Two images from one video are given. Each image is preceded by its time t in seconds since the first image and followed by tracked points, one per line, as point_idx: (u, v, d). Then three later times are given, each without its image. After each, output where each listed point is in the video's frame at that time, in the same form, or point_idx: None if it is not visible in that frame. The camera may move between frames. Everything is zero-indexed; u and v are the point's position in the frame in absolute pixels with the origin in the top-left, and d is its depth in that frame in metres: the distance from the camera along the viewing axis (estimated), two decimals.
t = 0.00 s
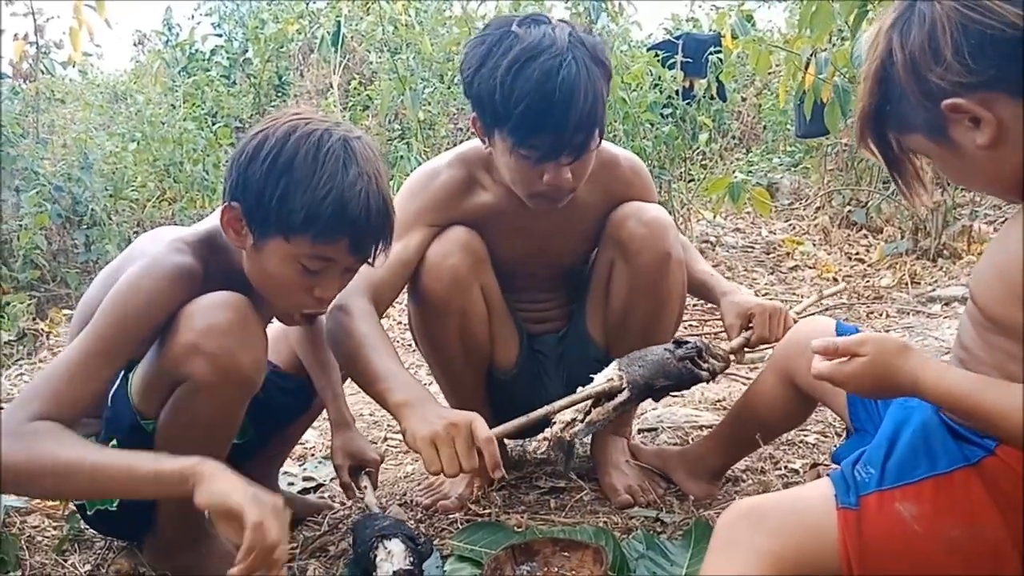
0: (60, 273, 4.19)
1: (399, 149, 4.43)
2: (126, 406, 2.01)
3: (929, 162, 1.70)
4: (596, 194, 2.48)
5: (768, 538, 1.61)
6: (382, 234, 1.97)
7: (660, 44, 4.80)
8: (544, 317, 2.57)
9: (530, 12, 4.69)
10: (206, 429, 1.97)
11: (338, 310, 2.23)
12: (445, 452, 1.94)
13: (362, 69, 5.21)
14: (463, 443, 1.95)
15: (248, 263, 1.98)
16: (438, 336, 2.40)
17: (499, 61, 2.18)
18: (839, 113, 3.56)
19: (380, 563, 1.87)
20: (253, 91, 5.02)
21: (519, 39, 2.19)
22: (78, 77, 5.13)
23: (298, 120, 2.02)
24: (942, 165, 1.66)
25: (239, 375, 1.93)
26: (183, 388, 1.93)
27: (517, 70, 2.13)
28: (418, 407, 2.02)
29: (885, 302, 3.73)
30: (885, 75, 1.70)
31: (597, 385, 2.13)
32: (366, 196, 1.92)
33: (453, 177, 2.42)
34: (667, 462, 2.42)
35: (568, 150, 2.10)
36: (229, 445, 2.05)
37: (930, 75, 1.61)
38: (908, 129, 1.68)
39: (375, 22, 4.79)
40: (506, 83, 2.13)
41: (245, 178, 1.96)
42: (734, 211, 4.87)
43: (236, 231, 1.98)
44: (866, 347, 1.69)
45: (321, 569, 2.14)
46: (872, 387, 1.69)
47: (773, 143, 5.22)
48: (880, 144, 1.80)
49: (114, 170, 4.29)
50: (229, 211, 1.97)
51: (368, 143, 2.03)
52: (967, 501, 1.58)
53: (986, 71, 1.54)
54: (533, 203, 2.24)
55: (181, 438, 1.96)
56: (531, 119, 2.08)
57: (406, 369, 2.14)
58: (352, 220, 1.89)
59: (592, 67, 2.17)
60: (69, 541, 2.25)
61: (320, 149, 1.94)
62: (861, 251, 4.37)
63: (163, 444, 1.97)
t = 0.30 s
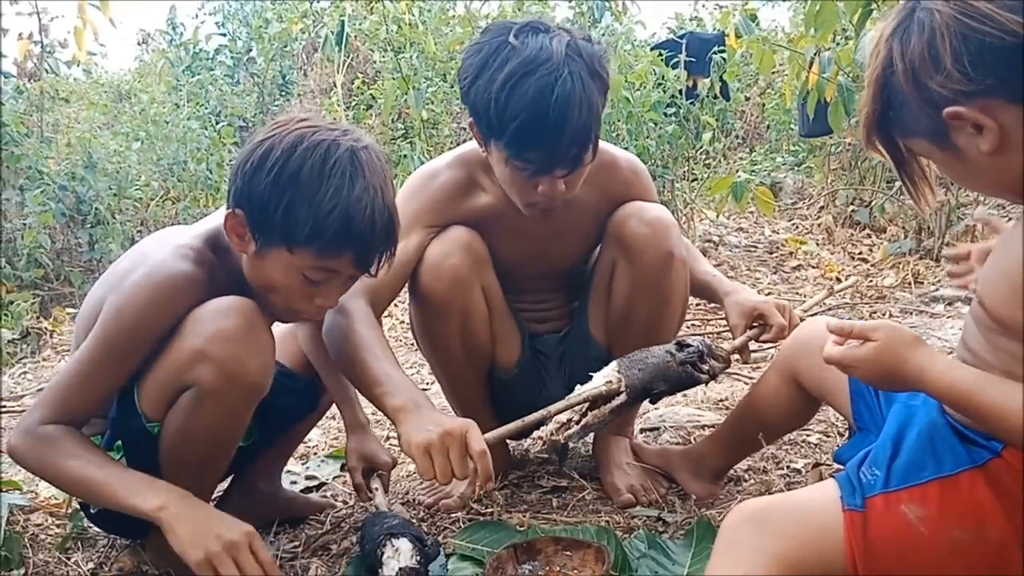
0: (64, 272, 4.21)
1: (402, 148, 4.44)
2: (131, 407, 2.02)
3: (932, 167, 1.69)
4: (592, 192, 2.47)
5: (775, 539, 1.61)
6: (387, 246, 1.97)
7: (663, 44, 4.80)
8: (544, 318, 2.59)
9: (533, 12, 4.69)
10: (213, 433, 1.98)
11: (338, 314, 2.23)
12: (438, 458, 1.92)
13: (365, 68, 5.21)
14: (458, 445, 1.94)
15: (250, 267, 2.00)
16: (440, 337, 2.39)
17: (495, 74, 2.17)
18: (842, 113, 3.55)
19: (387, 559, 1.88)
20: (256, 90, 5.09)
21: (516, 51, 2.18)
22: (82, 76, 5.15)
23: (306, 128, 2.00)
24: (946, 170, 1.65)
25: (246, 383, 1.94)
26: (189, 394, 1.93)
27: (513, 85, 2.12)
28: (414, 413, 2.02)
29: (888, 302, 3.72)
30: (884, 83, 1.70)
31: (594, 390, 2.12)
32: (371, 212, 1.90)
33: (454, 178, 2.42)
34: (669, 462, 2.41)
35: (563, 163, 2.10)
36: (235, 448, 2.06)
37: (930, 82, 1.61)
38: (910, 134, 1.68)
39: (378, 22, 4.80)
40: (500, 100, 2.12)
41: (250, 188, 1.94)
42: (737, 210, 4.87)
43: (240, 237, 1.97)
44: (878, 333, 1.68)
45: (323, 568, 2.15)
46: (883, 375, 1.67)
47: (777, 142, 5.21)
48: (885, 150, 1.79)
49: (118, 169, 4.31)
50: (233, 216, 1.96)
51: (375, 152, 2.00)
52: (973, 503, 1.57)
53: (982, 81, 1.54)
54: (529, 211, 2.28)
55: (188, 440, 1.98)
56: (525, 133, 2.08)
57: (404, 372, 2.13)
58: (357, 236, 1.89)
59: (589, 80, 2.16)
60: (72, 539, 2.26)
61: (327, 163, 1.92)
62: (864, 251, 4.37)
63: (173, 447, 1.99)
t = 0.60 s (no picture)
0: (67, 271, 4.23)
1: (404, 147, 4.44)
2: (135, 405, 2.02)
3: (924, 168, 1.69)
4: (587, 191, 2.48)
5: (775, 535, 1.61)
6: (389, 244, 1.98)
7: (665, 42, 4.79)
8: (543, 318, 2.60)
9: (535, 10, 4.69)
10: (227, 436, 1.98)
11: (333, 317, 2.22)
12: (432, 479, 1.93)
13: (367, 67, 5.21)
14: (453, 464, 1.94)
15: (253, 264, 1.99)
16: (439, 337, 2.39)
17: (472, 83, 2.17)
18: (845, 111, 3.55)
19: (389, 558, 1.88)
20: (258, 89, 5.08)
21: (493, 59, 2.18)
22: (85, 76, 5.16)
23: (308, 124, 2.01)
24: (937, 173, 1.65)
25: (263, 389, 1.95)
26: (204, 397, 1.94)
27: (489, 95, 2.12)
28: (410, 430, 2.02)
29: (890, 300, 3.72)
30: (871, 89, 1.69)
31: (587, 395, 2.13)
32: (371, 210, 1.91)
33: (446, 181, 2.42)
34: (670, 461, 2.41)
35: (544, 169, 2.10)
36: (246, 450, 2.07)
37: (911, 90, 1.61)
38: (900, 140, 1.68)
39: (380, 21, 4.81)
40: (477, 109, 2.13)
41: (251, 185, 1.95)
42: (739, 208, 4.86)
43: (242, 232, 1.98)
44: (861, 350, 1.69)
45: (325, 567, 2.15)
46: (873, 392, 1.68)
47: (779, 140, 5.20)
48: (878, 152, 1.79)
49: (121, 169, 4.31)
50: (234, 212, 1.98)
51: (377, 147, 2.00)
52: (971, 501, 1.57)
53: (961, 86, 1.53)
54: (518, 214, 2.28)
55: (200, 443, 1.98)
56: (501, 142, 2.08)
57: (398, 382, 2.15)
58: (357, 233, 1.89)
59: (566, 85, 2.14)
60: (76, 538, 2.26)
61: (328, 159, 1.92)
62: (866, 249, 4.36)
63: (184, 448, 1.99)
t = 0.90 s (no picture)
0: (68, 272, 4.24)
1: (404, 147, 4.44)
2: (138, 404, 2.03)
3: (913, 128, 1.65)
4: (583, 189, 2.47)
5: (776, 535, 1.61)
6: (391, 235, 1.99)
7: (666, 41, 4.79)
8: (541, 315, 2.59)
9: (535, 9, 4.69)
10: (229, 430, 2.00)
11: (334, 323, 2.23)
12: (428, 479, 1.94)
13: (367, 67, 5.21)
14: (449, 464, 1.95)
15: (259, 257, 2.00)
16: (440, 336, 2.40)
17: (466, 84, 2.17)
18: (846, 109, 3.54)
19: (399, 554, 1.88)
20: (259, 89, 5.04)
21: (487, 61, 2.18)
22: (86, 76, 5.17)
23: (314, 115, 2.02)
24: (927, 129, 1.61)
25: (263, 381, 1.96)
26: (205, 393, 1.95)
27: (482, 97, 2.12)
28: (406, 430, 2.02)
29: (891, 298, 3.72)
30: (889, 28, 1.63)
31: (584, 393, 2.09)
32: (375, 198, 1.92)
33: (442, 181, 2.42)
34: (671, 459, 2.41)
35: (540, 170, 2.10)
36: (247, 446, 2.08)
37: (936, 30, 1.54)
38: (902, 85, 1.62)
39: (380, 20, 4.81)
40: (470, 113, 2.12)
41: (257, 172, 1.96)
42: (740, 207, 4.86)
43: (248, 221, 1.99)
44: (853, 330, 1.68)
45: (327, 566, 2.15)
46: (849, 340, 1.71)
47: (780, 139, 5.20)
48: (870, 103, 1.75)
49: (122, 169, 4.32)
50: (240, 200, 1.99)
51: (382, 141, 2.02)
52: (977, 500, 1.57)
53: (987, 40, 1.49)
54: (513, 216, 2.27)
55: (202, 438, 1.99)
56: (496, 144, 2.08)
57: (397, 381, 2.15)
58: (361, 221, 1.90)
59: (560, 88, 2.14)
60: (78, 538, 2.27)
61: (333, 149, 1.94)
62: (867, 247, 4.36)
63: (185, 445, 2.00)
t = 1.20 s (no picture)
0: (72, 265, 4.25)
1: (407, 141, 4.44)
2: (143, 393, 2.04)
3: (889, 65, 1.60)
4: (587, 180, 2.47)
5: (781, 528, 1.60)
6: (381, 217, 1.99)
7: (671, 35, 4.78)
8: (543, 308, 2.59)
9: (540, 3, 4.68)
10: (235, 421, 1.99)
11: (338, 318, 2.23)
12: (436, 475, 1.95)
13: (371, 60, 5.20)
14: (457, 462, 1.96)
15: (260, 248, 2.00)
16: (443, 330, 2.40)
17: (479, 79, 2.16)
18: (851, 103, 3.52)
19: (396, 547, 1.89)
20: (264, 83, 4.94)
21: (498, 55, 2.17)
22: (90, 70, 5.17)
23: (308, 96, 2.06)
24: (905, 60, 1.55)
25: (272, 369, 1.96)
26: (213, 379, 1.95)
27: (497, 91, 2.11)
28: (415, 431, 2.03)
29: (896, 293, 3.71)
30: None
31: (591, 390, 2.09)
32: (362, 178, 1.93)
33: (445, 177, 2.40)
34: (674, 453, 2.41)
35: (556, 163, 2.10)
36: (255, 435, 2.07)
37: None
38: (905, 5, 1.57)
39: (384, 14, 4.80)
40: (485, 107, 2.12)
41: (249, 150, 2.01)
42: (745, 201, 4.85)
43: (241, 200, 2.02)
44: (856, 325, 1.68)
45: (331, 558, 2.16)
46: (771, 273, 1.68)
47: (785, 133, 5.18)
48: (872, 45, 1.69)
49: (126, 162, 4.32)
50: (233, 179, 2.02)
51: (375, 124, 2.03)
52: (967, 486, 1.56)
53: None
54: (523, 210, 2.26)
55: (209, 427, 1.98)
56: (512, 138, 2.07)
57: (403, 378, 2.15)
58: (346, 200, 1.91)
59: (573, 80, 2.14)
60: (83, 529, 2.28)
61: (322, 128, 1.97)
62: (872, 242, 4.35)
63: (193, 431, 1.99)
